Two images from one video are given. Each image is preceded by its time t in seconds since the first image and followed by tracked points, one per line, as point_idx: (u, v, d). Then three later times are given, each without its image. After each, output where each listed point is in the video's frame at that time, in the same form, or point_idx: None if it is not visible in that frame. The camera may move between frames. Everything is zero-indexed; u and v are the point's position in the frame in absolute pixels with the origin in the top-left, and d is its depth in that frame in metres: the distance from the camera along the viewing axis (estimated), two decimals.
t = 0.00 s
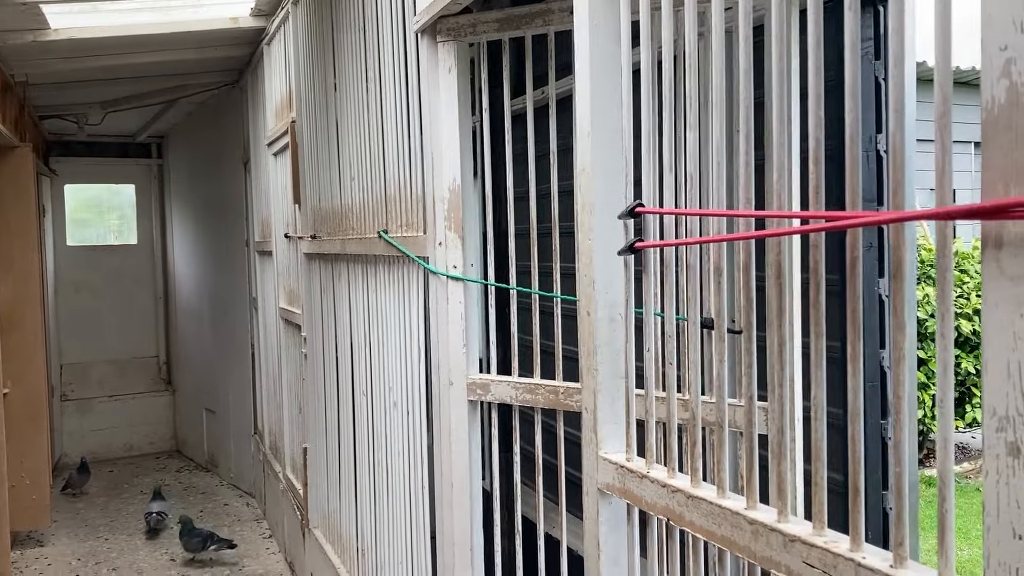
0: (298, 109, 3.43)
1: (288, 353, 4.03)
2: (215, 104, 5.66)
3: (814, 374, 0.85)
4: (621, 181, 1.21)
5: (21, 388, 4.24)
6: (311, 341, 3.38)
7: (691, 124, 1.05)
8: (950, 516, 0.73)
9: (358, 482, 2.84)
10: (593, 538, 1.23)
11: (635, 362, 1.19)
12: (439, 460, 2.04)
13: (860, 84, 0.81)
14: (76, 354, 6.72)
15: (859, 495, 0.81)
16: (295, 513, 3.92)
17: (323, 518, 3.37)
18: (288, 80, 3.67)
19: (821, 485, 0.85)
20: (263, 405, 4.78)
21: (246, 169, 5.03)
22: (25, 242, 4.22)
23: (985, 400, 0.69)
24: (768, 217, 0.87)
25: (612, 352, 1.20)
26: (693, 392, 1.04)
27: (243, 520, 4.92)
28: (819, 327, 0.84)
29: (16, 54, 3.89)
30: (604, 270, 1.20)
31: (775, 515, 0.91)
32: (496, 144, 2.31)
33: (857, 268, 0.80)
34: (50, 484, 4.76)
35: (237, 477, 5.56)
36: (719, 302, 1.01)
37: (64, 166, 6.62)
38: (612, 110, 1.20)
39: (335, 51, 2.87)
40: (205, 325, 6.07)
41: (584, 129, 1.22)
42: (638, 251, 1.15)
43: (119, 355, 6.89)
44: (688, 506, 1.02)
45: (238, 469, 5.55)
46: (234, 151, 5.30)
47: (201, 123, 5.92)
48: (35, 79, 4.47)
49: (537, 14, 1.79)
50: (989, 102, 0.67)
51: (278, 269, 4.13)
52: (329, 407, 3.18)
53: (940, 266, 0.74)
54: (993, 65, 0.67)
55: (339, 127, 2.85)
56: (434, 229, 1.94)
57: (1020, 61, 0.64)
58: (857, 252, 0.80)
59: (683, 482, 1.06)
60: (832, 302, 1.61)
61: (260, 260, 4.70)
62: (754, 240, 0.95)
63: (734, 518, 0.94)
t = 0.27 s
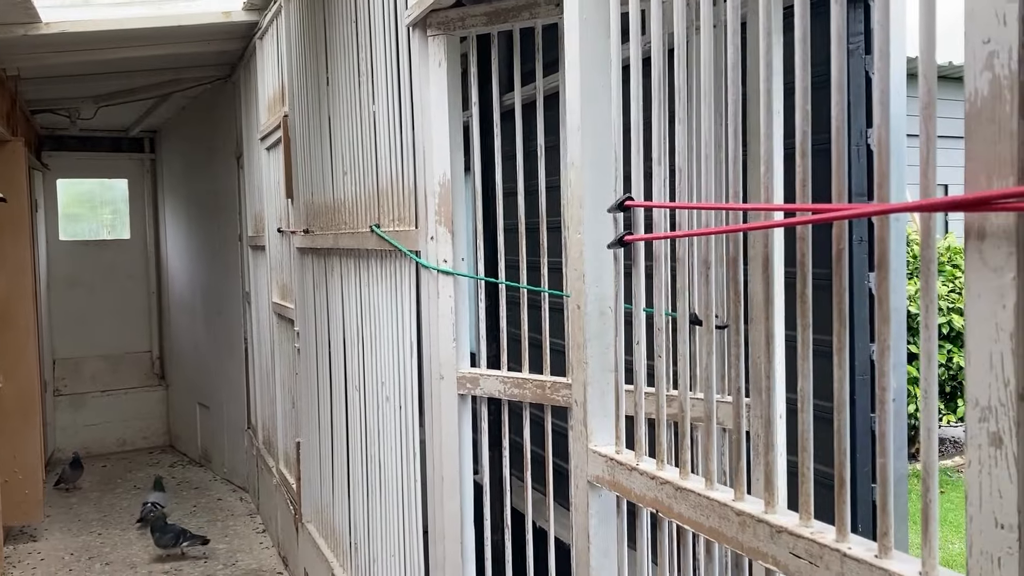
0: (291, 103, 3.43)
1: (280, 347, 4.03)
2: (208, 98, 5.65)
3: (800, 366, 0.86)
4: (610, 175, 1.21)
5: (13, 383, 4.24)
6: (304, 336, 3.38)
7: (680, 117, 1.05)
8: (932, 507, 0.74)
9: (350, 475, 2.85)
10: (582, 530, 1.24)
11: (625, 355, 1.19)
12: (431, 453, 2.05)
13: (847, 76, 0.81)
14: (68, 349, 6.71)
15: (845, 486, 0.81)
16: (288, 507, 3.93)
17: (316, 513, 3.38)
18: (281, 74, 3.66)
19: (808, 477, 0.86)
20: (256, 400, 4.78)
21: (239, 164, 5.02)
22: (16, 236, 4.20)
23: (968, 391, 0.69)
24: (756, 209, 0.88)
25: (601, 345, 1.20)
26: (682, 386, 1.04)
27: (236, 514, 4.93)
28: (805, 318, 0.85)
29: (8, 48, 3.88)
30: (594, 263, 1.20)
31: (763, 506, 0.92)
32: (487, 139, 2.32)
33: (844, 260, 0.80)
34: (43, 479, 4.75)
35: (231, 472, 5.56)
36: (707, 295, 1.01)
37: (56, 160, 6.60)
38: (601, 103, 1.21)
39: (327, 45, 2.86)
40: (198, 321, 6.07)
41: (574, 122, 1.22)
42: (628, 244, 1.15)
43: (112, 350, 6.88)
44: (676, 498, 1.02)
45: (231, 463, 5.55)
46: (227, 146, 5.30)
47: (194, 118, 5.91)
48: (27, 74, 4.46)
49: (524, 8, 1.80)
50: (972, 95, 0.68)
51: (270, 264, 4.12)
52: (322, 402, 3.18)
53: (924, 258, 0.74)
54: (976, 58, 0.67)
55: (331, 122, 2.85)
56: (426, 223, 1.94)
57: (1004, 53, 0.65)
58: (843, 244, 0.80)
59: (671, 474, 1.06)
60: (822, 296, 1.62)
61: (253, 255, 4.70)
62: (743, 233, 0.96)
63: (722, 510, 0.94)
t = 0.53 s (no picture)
0: (289, 100, 3.43)
1: (279, 344, 4.03)
2: (206, 95, 5.64)
3: (795, 363, 0.86)
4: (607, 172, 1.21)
5: (11, 379, 4.24)
6: (301, 332, 3.38)
7: (676, 115, 1.05)
8: (926, 504, 0.75)
9: (348, 472, 2.85)
10: (579, 527, 1.24)
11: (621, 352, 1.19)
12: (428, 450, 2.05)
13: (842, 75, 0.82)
14: (67, 346, 6.70)
15: (840, 483, 0.82)
16: (286, 504, 3.93)
17: (314, 509, 3.38)
18: (279, 71, 3.66)
19: (803, 474, 0.86)
20: (255, 397, 4.79)
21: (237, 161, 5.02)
22: (14, 233, 4.20)
23: (962, 388, 0.70)
24: (752, 207, 0.88)
25: (598, 343, 1.21)
26: (678, 383, 1.04)
27: (234, 511, 4.93)
28: (800, 316, 0.85)
29: (6, 44, 3.87)
30: (590, 261, 1.21)
31: (758, 503, 0.92)
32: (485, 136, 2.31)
33: (838, 258, 0.80)
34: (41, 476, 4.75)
35: (229, 469, 5.57)
36: (703, 293, 1.01)
37: (54, 157, 6.59)
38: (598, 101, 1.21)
39: (326, 42, 2.86)
40: (196, 318, 6.07)
41: (571, 119, 1.22)
42: (624, 241, 1.15)
43: (110, 346, 6.88)
44: (672, 495, 1.03)
45: (230, 460, 5.55)
46: (225, 142, 5.29)
47: (192, 115, 5.91)
48: (25, 70, 4.46)
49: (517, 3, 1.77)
50: (966, 93, 0.68)
51: (269, 261, 4.12)
52: (320, 399, 3.18)
53: (919, 256, 0.74)
54: (970, 57, 0.67)
55: (329, 119, 2.85)
56: (424, 220, 1.94)
57: (998, 52, 0.65)
58: (838, 242, 0.81)
59: (667, 471, 1.07)
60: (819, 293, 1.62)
61: (251, 252, 4.70)
62: (739, 230, 0.96)
63: (717, 506, 0.95)
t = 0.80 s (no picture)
0: (292, 99, 3.43)
1: (282, 343, 4.04)
2: (209, 93, 5.65)
3: (797, 362, 0.86)
4: (609, 171, 1.21)
5: (14, 377, 4.24)
6: (304, 330, 3.39)
7: (678, 113, 1.05)
8: (928, 502, 0.75)
9: (351, 470, 2.85)
10: (581, 525, 1.24)
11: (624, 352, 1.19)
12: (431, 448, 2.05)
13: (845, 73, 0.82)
14: (71, 344, 6.71)
15: (842, 481, 0.82)
16: (289, 502, 3.93)
17: (318, 507, 3.38)
18: (282, 69, 3.66)
19: (804, 472, 0.86)
20: (258, 395, 4.79)
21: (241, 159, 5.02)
22: (18, 231, 4.20)
23: (963, 387, 0.70)
24: (756, 205, 0.88)
25: (600, 342, 1.21)
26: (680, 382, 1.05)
27: (237, 509, 4.93)
28: (802, 315, 0.85)
29: (10, 43, 3.88)
30: (592, 259, 1.21)
31: (760, 501, 0.92)
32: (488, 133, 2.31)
33: (840, 256, 0.81)
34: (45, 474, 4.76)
35: (232, 467, 5.57)
36: (704, 291, 1.01)
37: (58, 156, 6.60)
38: (601, 99, 1.21)
39: (329, 41, 2.87)
40: (200, 316, 6.07)
41: (573, 118, 1.22)
42: (626, 240, 1.15)
43: (114, 344, 6.88)
44: (674, 493, 1.03)
45: (233, 458, 5.56)
46: (228, 140, 5.30)
47: (196, 114, 5.91)
48: (29, 69, 4.46)
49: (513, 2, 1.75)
50: (967, 91, 0.68)
51: (272, 259, 4.13)
52: (323, 397, 3.18)
53: (921, 254, 0.74)
54: (972, 56, 0.67)
55: (332, 116, 2.85)
56: (427, 219, 1.95)
57: (999, 50, 0.65)
58: (840, 240, 0.81)
59: (669, 469, 1.07)
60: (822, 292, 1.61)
61: (254, 250, 4.70)
62: (741, 229, 0.96)
63: (718, 505, 0.95)
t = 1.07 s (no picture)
0: (303, 100, 3.44)
1: (292, 343, 4.05)
2: (220, 94, 5.67)
3: (809, 365, 0.86)
4: (620, 173, 1.21)
5: (26, 376, 4.27)
6: (315, 331, 3.40)
7: (689, 116, 1.05)
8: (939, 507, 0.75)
9: (361, 471, 2.86)
10: (591, 527, 1.24)
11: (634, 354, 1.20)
12: (441, 449, 2.05)
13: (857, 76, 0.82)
14: (82, 344, 6.74)
15: (852, 484, 0.82)
16: (299, 502, 3.94)
17: (327, 507, 3.39)
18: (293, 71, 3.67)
19: (815, 475, 0.86)
20: (268, 395, 4.80)
21: (252, 160, 5.04)
22: (30, 230, 4.22)
23: (975, 391, 0.69)
24: (767, 208, 0.88)
25: (610, 344, 1.21)
26: (690, 385, 1.05)
27: (248, 509, 4.95)
28: (813, 318, 0.85)
29: (23, 44, 3.90)
30: (603, 261, 1.21)
31: (771, 504, 0.92)
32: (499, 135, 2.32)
33: (851, 260, 0.81)
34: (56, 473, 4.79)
35: (242, 467, 5.59)
36: (716, 292, 1.02)
37: (70, 156, 6.63)
38: (612, 101, 1.21)
39: (340, 42, 2.87)
40: (211, 316, 6.09)
41: (584, 120, 1.22)
42: (636, 242, 1.15)
43: (125, 344, 6.92)
44: (684, 495, 1.03)
45: (243, 458, 5.57)
46: (239, 141, 5.31)
47: (207, 115, 5.93)
48: (42, 70, 4.48)
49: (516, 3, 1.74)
50: (980, 94, 0.68)
51: (282, 260, 4.14)
52: (333, 397, 3.19)
53: (933, 258, 0.74)
54: (985, 59, 0.67)
55: (343, 117, 2.86)
56: (438, 220, 1.95)
57: (1013, 55, 0.65)
58: (851, 244, 0.81)
59: (680, 472, 1.07)
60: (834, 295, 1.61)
61: (265, 251, 4.72)
62: (752, 233, 0.96)
63: (729, 508, 0.95)
